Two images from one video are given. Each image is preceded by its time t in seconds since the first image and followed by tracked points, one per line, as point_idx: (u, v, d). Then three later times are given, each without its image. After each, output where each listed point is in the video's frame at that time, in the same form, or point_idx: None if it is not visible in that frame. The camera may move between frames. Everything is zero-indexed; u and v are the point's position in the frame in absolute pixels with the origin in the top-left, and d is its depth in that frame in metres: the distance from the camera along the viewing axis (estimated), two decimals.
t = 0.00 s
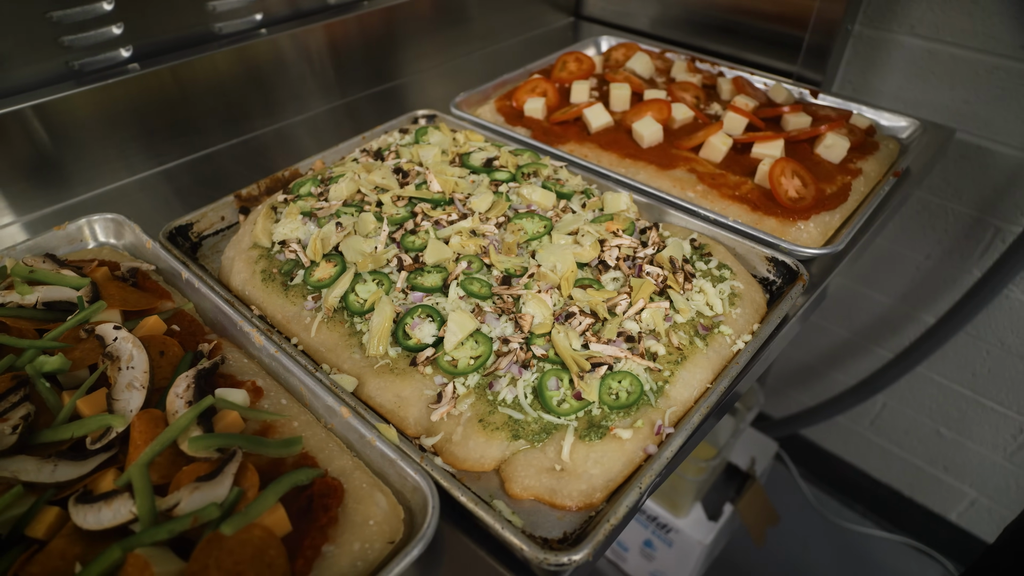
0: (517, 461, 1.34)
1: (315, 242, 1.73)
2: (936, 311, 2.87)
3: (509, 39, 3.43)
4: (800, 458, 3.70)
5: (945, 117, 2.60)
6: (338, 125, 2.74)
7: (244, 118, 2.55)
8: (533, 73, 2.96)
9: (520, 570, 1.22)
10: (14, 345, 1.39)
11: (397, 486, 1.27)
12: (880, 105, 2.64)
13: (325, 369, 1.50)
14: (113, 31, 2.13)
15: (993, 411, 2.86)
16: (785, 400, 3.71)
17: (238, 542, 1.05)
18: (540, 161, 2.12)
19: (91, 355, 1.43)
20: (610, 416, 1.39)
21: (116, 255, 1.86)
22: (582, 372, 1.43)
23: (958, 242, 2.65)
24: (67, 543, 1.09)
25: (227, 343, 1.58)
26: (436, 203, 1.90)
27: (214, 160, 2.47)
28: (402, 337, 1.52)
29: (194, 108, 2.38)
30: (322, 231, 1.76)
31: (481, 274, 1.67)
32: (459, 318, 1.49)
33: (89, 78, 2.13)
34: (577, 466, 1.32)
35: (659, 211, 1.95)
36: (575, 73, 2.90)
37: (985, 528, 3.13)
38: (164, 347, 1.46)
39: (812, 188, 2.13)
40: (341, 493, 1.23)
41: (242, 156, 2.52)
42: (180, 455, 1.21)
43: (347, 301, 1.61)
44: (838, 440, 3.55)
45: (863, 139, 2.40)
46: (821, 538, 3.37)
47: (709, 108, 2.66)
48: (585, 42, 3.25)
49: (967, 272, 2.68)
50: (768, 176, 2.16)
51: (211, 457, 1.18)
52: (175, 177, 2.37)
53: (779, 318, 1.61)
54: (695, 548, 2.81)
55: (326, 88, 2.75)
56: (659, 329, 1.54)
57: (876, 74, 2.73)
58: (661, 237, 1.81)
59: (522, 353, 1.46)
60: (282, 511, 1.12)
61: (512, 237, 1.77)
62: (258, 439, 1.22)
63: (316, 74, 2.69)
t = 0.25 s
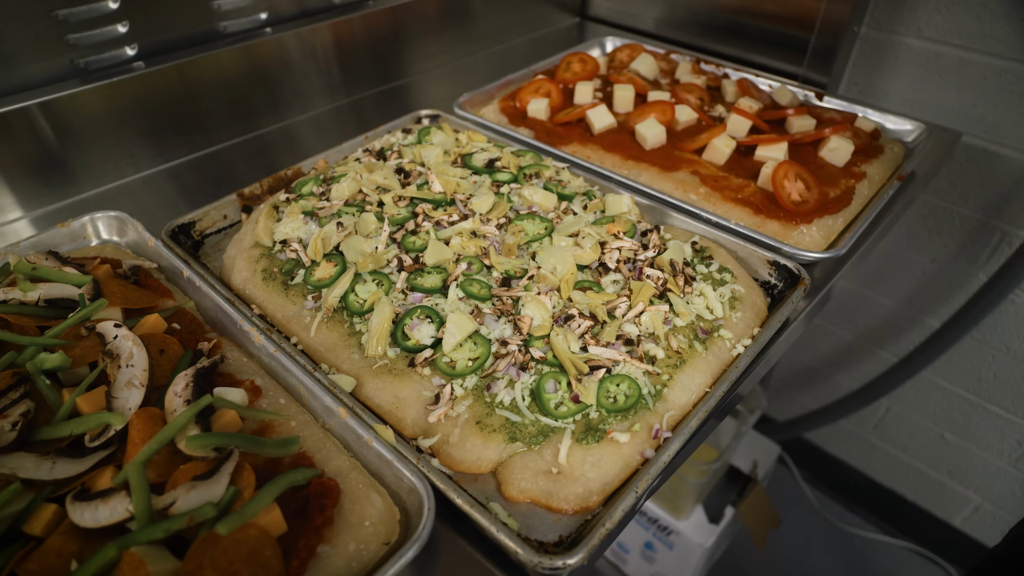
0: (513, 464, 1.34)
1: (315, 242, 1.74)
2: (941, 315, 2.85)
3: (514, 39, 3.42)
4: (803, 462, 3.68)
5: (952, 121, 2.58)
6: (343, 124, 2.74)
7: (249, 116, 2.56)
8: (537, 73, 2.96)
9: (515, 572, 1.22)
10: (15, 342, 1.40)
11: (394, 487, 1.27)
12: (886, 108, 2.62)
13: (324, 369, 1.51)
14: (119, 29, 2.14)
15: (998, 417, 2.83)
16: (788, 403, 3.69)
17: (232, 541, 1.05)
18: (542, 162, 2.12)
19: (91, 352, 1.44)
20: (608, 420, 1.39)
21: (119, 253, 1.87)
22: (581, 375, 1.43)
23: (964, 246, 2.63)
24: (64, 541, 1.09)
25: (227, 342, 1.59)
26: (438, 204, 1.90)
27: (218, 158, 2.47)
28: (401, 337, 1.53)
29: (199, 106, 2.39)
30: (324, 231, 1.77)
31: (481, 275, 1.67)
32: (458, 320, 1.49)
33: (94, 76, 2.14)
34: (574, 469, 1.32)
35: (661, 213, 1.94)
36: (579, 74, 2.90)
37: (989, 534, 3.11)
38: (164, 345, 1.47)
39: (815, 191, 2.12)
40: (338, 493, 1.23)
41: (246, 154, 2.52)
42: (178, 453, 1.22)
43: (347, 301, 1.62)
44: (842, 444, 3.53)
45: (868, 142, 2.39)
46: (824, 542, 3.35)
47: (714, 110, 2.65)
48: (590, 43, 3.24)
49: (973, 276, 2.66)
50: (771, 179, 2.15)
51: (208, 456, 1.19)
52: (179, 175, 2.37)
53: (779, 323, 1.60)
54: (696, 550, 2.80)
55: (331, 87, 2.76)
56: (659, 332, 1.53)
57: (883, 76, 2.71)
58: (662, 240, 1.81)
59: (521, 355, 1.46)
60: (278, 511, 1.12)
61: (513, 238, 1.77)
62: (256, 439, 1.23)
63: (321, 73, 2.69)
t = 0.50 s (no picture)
0: (506, 468, 1.34)
1: (312, 241, 1.74)
2: (944, 321, 2.83)
3: (517, 39, 3.41)
4: (804, 467, 3.66)
5: (956, 126, 2.56)
6: (344, 123, 2.74)
7: (251, 115, 2.56)
8: (539, 75, 2.95)
9: None
10: (10, 339, 1.40)
11: (385, 489, 1.27)
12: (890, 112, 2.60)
13: (319, 369, 1.50)
14: (121, 27, 2.15)
15: (1000, 424, 2.81)
16: (789, 408, 3.67)
17: (222, 542, 1.05)
18: (541, 165, 2.12)
19: (87, 350, 1.44)
20: (602, 424, 1.38)
21: (117, 251, 1.87)
22: (575, 379, 1.42)
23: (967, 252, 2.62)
24: (53, 539, 1.09)
25: (223, 341, 1.59)
26: (436, 205, 1.89)
27: (220, 155, 2.47)
28: (396, 339, 1.52)
29: (200, 104, 2.39)
30: (321, 231, 1.78)
31: (478, 277, 1.66)
32: (453, 322, 1.48)
33: (96, 74, 2.14)
34: (567, 473, 1.31)
35: (661, 216, 1.93)
36: (581, 75, 2.89)
37: (991, 542, 3.09)
38: (159, 344, 1.47)
39: (816, 196, 2.10)
40: (329, 495, 1.23)
41: (247, 151, 2.52)
42: (170, 453, 1.21)
43: (343, 301, 1.61)
44: (843, 450, 3.51)
45: (870, 146, 2.37)
46: (824, 547, 3.33)
47: (715, 114, 2.64)
48: (593, 44, 3.23)
49: (976, 283, 2.64)
50: (772, 183, 2.13)
51: (199, 456, 1.19)
52: (180, 172, 2.37)
53: (777, 328, 1.59)
54: (694, 555, 2.79)
55: (334, 86, 2.75)
56: (655, 337, 1.52)
57: (887, 80, 2.69)
58: (661, 243, 1.80)
59: (515, 358, 1.46)
60: (268, 512, 1.12)
61: (510, 241, 1.77)
62: (248, 439, 1.23)
63: (324, 72, 2.69)
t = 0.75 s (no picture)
0: (500, 470, 1.33)
1: (310, 240, 1.74)
2: (946, 326, 2.81)
3: (521, 39, 3.40)
4: (804, 471, 3.65)
5: (961, 130, 2.54)
6: (346, 121, 2.73)
7: (253, 112, 2.55)
8: (541, 75, 2.95)
9: None
10: (6, 335, 1.40)
11: (378, 491, 1.26)
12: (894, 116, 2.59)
13: (314, 369, 1.50)
14: (123, 24, 2.15)
15: (1002, 430, 2.79)
16: (790, 412, 3.66)
17: (212, 541, 1.05)
18: (542, 165, 2.11)
19: (83, 347, 1.44)
20: (597, 428, 1.38)
21: (116, 247, 1.87)
22: (571, 382, 1.42)
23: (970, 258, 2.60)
24: (45, 536, 1.09)
25: (219, 339, 1.59)
26: (435, 205, 1.89)
27: (222, 152, 2.47)
28: (392, 339, 1.52)
29: (203, 101, 2.39)
30: (319, 230, 1.78)
31: (475, 278, 1.66)
32: (449, 322, 1.48)
33: (97, 70, 2.14)
34: (561, 476, 1.31)
35: (661, 219, 1.92)
36: (584, 76, 2.88)
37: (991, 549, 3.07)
38: (154, 341, 1.47)
39: (818, 200, 2.09)
40: (321, 495, 1.23)
41: (249, 149, 2.51)
42: (162, 451, 1.21)
43: (340, 301, 1.61)
44: (843, 454, 3.49)
45: (873, 150, 2.35)
46: (823, 552, 3.31)
47: (718, 116, 2.63)
48: (596, 45, 3.22)
49: (979, 289, 2.63)
50: (773, 186, 2.12)
51: (192, 455, 1.18)
52: (181, 169, 2.37)
53: (775, 332, 1.58)
54: (692, 558, 2.78)
55: (336, 84, 2.75)
56: (652, 340, 1.52)
57: (891, 84, 2.68)
58: (660, 246, 1.79)
59: (511, 360, 1.45)
60: (259, 512, 1.11)
61: (508, 241, 1.76)
62: (241, 438, 1.22)
63: (327, 70, 2.69)
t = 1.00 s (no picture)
0: (497, 470, 1.33)
1: (310, 238, 1.74)
2: (950, 330, 2.79)
3: (525, 39, 3.40)
4: (805, 473, 3.63)
5: (966, 133, 2.52)
6: (348, 120, 2.73)
7: (255, 109, 2.55)
8: (544, 74, 2.94)
9: None
10: (5, 330, 1.40)
11: (375, 490, 1.25)
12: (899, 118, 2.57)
13: (312, 367, 1.50)
14: (125, 20, 2.14)
15: (1006, 435, 2.77)
16: (792, 414, 3.64)
17: (206, 539, 1.04)
18: (543, 165, 2.10)
19: (81, 343, 1.44)
20: (595, 429, 1.37)
21: (117, 244, 1.87)
22: (569, 382, 1.41)
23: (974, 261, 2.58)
24: (39, 533, 1.09)
25: (217, 336, 1.58)
26: (435, 203, 1.89)
27: (224, 149, 2.47)
28: (390, 337, 1.52)
29: (206, 98, 2.39)
30: (319, 227, 1.77)
31: (475, 277, 1.66)
32: (447, 322, 1.47)
33: (100, 66, 2.14)
34: (558, 477, 1.30)
35: (662, 219, 1.91)
36: (587, 76, 2.87)
37: (994, 554, 3.04)
38: (152, 338, 1.47)
39: (821, 201, 2.07)
40: (317, 494, 1.22)
41: (251, 146, 2.51)
42: (159, 448, 1.21)
43: (338, 299, 1.61)
44: (845, 457, 3.47)
45: (877, 152, 2.34)
46: (824, 555, 3.29)
47: (721, 116, 2.62)
48: (600, 45, 3.21)
49: (984, 292, 2.61)
50: (776, 187, 2.11)
51: (188, 452, 1.18)
52: (183, 166, 2.37)
53: (775, 334, 1.57)
54: (692, 560, 2.79)
55: (339, 82, 2.75)
56: (651, 341, 1.51)
57: (896, 85, 2.66)
58: (661, 246, 1.78)
59: (509, 360, 1.45)
60: (254, 510, 1.11)
61: (508, 241, 1.75)
62: (237, 436, 1.22)
63: (330, 68, 2.68)
